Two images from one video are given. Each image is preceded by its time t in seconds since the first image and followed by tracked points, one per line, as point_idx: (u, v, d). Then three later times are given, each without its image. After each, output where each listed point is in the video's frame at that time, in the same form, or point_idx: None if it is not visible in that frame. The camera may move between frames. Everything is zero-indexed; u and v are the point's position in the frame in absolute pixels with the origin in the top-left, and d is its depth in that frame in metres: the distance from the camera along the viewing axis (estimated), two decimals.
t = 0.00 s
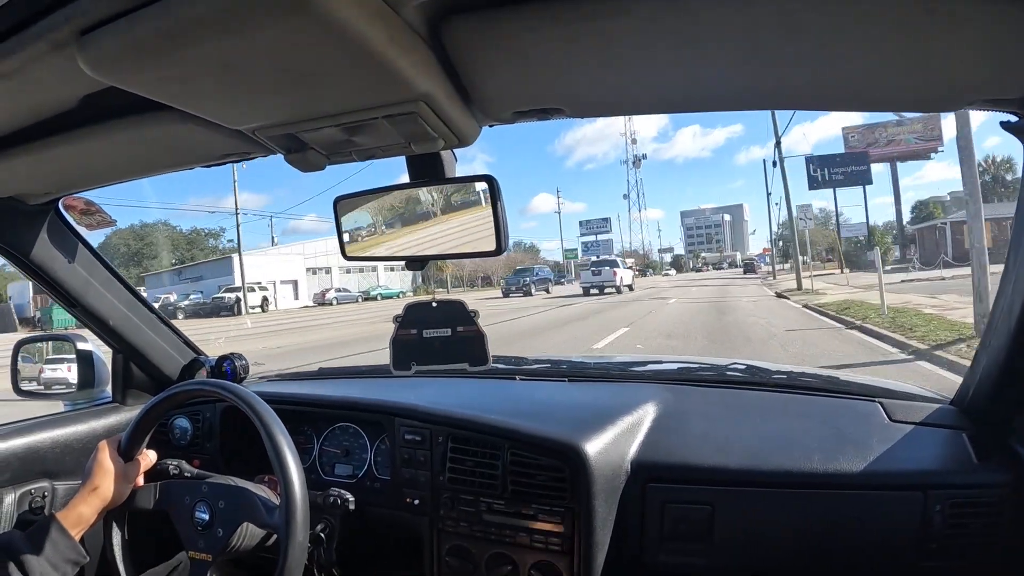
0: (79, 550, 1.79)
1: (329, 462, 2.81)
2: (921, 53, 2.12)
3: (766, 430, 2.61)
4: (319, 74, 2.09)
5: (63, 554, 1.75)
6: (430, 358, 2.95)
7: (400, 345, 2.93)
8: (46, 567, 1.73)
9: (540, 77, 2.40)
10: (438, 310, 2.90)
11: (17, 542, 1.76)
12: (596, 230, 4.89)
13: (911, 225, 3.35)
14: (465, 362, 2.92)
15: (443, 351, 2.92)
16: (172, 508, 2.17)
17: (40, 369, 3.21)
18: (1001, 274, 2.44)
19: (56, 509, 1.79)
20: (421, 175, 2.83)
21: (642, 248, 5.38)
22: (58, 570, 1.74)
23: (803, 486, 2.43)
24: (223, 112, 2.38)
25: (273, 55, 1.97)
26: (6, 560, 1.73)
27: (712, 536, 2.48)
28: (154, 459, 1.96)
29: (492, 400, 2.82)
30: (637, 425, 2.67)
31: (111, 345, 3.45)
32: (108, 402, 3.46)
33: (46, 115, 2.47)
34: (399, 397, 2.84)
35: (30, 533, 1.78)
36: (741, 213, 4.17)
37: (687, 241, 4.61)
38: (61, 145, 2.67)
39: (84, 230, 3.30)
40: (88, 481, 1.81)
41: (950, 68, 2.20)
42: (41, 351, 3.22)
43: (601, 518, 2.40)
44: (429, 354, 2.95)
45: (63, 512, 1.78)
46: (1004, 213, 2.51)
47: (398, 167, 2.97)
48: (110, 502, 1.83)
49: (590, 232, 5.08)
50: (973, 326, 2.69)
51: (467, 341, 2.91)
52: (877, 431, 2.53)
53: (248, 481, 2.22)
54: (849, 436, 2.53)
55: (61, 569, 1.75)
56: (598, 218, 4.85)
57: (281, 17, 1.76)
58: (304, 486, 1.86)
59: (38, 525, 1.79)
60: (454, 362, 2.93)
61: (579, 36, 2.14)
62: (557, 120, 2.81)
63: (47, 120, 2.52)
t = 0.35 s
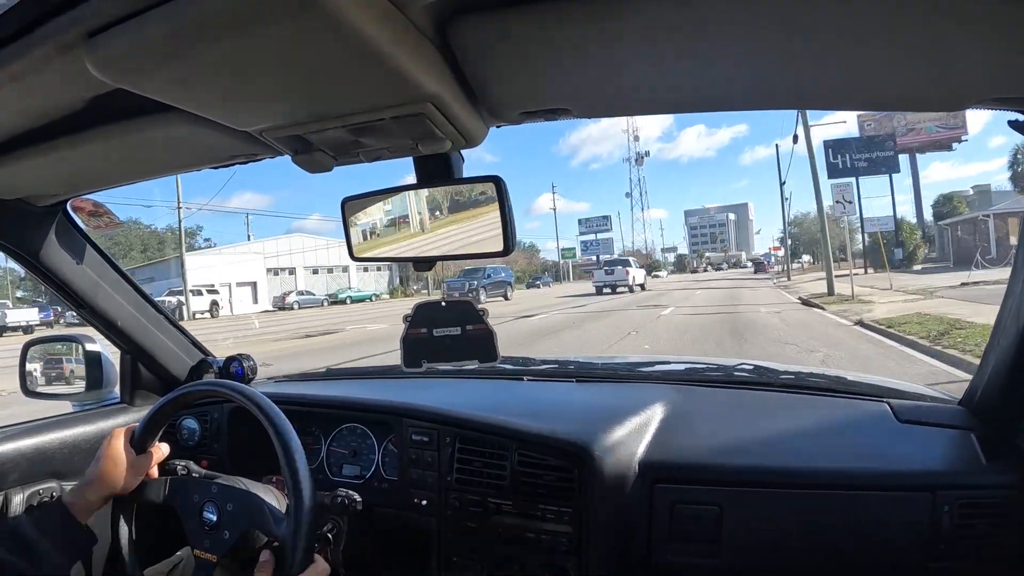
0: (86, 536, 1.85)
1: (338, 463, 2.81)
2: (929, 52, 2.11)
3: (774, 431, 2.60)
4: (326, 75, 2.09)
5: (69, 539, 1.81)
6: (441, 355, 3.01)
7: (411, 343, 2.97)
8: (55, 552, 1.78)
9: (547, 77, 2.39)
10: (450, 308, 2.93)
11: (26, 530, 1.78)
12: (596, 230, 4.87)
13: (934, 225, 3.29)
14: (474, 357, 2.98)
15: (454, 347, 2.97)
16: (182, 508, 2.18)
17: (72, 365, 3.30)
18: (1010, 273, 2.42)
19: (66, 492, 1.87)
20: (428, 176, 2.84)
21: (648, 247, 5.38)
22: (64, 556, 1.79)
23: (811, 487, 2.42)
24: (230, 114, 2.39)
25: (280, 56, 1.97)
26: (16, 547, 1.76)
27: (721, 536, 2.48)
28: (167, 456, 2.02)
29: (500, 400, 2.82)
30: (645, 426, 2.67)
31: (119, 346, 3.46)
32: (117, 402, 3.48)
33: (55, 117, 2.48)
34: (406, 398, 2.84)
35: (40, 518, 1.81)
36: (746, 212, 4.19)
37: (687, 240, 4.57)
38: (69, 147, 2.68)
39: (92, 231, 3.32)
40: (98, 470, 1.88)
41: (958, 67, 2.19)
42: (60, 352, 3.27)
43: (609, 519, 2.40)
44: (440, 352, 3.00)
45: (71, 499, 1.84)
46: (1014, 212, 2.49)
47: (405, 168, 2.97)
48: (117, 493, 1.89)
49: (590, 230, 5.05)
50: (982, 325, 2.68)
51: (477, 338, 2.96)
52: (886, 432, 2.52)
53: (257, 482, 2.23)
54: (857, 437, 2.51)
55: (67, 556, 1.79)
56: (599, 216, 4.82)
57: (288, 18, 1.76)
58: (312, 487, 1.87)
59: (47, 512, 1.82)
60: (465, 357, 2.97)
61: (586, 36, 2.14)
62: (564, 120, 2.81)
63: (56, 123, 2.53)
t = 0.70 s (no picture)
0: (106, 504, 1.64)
1: (347, 461, 2.82)
2: (940, 48, 2.10)
3: (783, 429, 2.60)
4: (335, 74, 2.09)
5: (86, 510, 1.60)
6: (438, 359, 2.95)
7: (406, 342, 2.96)
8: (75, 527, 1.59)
9: (556, 75, 2.39)
10: (449, 309, 2.88)
11: (42, 503, 1.58)
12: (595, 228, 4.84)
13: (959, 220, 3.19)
14: (468, 365, 2.87)
15: (448, 351, 2.90)
16: (192, 506, 2.18)
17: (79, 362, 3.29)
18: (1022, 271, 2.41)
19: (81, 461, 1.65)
20: (437, 175, 2.84)
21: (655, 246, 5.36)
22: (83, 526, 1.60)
23: (821, 486, 2.41)
24: (239, 113, 2.39)
25: (289, 55, 1.97)
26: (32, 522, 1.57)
27: (730, 535, 2.47)
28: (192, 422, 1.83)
29: (508, 399, 2.82)
30: (654, 424, 2.66)
31: (130, 344, 3.51)
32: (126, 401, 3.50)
33: (64, 117, 2.48)
34: (416, 397, 2.84)
35: (55, 489, 1.61)
36: (749, 211, 4.21)
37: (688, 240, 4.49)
38: (79, 147, 2.69)
39: (100, 231, 3.34)
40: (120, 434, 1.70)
41: (969, 63, 2.18)
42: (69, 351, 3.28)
43: (619, 517, 2.40)
44: (434, 353, 2.94)
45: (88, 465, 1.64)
46: None
47: (414, 167, 2.98)
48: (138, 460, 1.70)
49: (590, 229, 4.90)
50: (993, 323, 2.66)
51: (471, 344, 2.87)
52: (896, 430, 2.51)
53: (266, 480, 2.23)
54: (867, 435, 2.50)
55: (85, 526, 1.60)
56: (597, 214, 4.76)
57: (298, 17, 1.76)
58: (322, 485, 1.87)
59: (64, 481, 1.62)
60: (456, 363, 2.89)
61: (594, 34, 2.14)
62: (572, 118, 2.80)
63: (65, 123, 2.53)
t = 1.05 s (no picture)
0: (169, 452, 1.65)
1: (357, 462, 2.82)
2: (951, 48, 2.09)
3: (793, 430, 2.59)
4: (344, 75, 2.09)
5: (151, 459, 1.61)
6: (447, 359, 2.93)
7: (418, 344, 2.94)
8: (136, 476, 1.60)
9: (565, 75, 2.38)
10: (458, 309, 2.84)
11: (105, 451, 1.59)
12: (592, 227, 4.82)
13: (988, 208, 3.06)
14: (479, 365, 2.86)
15: (458, 351, 2.88)
16: (202, 506, 2.20)
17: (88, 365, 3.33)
18: None
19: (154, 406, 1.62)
20: (447, 176, 2.84)
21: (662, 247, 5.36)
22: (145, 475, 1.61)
23: (831, 487, 2.40)
24: (249, 115, 2.40)
25: (300, 57, 1.97)
26: (92, 468, 1.58)
27: (739, 536, 2.47)
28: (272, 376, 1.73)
29: (518, 399, 2.83)
30: (664, 425, 2.66)
31: (141, 346, 3.53)
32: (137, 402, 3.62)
33: (74, 120, 2.49)
34: (425, 398, 2.85)
35: (119, 436, 1.61)
36: (753, 211, 4.22)
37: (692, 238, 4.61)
38: (89, 149, 2.70)
39: (111, 232, 3.36)
40: (195, 389, 1.61)
41: (981, 62, 2.16)
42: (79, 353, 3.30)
43: (629, 518, 2.40)
44: (445, 355, 2.91)
45: (154, 413, 1.61)
46: None
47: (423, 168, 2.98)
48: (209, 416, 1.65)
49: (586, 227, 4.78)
50: (1005, 323, 2.64)
51: (481, 344, 2.84)
52: (907, 431, 2.49)
53: (276, 482, 2.23)
54: (877, 436, 2.49)
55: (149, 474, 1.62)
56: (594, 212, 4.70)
57: (310, 19, 1.76)
58: (332, 486, 1.88)
59: (127, 430, 1.61)
60: (468, 362, 2.87)
61: (603, 34, 2.13)
62: (581, 118, 2.80)
63: (75, 125, 2.54)
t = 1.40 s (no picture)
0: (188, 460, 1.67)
1: (367, 461, 2.82)
2: (961, 46, 2.09)
3: (803, 430, 2.58)
4: (353, 75, 2.09)
5: (173, 466, 1.64)
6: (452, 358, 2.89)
7: (423, 343, 2.90)
8: (157, 481, 1.63)
9: (573, 73, 2.38)
10: (466, 310, 2.82)
11: (127, 454, 1.62)
12: (587, 226, 4.63)
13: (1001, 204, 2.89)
14: (487, 365, 2.83)
15: (465, 351, 2.85)
16: (214, 504, 2.21)
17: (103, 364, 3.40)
18: None
19: (178, 412, 1.67)
20: (457, 175, 2.84)
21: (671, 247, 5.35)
22: (166, 481, 1.64)
23: (842, 487, 2.40)
24: (259, 115, 2.41)
25: (311, 57, 1.98)
26: (114, 473, 1.62)
27: (749, 536, 2.47)
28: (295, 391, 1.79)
29: (528, 399, 2.83)
30: (675, 425, 2.66)
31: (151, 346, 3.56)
32: (148, 401, 3.63)
33: (85, 121, 2.50)
34: (435, 397, 2.86)
35: (140, 441, 1.65)
36: (755, 210, 4.14)
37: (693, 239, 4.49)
38: (101, 150, 2.71)
39: (122, 232, 3.37)
40: (224, 401, 1.68)
41: (992, 58, 2.15)
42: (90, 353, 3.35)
43: (639, 517, 2.40)
44: (451, 354, 2.88)
45: (182, 420, 1.66)
46: None
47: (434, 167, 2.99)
48: (231, 425, 1.70)
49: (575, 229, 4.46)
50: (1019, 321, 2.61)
51: (490, 345, 2.82)
52: (917, 431, 2.48)
53: (288, 481, 2.24)
54: (889, 436, 2.48)
55: (170, 480, 1.65)
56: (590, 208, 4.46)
57: (323, 21, 1.77)
58: (341, 485, 1.88)
59: (149, 436, 1.65)
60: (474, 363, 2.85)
61: (612, 33, 2.13)
62: (590, 117, 2.79)
63: (86, 127, 2.56)
